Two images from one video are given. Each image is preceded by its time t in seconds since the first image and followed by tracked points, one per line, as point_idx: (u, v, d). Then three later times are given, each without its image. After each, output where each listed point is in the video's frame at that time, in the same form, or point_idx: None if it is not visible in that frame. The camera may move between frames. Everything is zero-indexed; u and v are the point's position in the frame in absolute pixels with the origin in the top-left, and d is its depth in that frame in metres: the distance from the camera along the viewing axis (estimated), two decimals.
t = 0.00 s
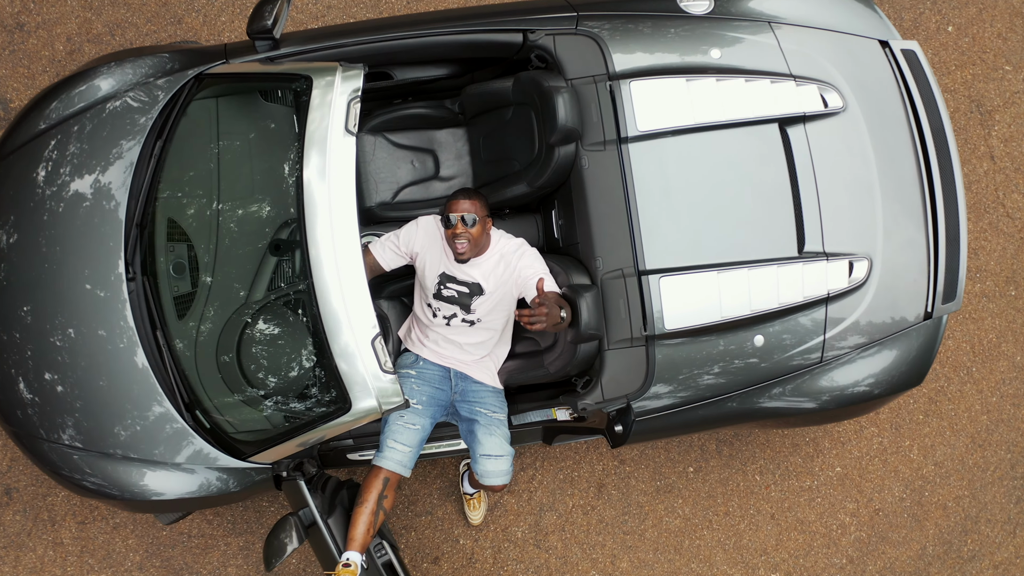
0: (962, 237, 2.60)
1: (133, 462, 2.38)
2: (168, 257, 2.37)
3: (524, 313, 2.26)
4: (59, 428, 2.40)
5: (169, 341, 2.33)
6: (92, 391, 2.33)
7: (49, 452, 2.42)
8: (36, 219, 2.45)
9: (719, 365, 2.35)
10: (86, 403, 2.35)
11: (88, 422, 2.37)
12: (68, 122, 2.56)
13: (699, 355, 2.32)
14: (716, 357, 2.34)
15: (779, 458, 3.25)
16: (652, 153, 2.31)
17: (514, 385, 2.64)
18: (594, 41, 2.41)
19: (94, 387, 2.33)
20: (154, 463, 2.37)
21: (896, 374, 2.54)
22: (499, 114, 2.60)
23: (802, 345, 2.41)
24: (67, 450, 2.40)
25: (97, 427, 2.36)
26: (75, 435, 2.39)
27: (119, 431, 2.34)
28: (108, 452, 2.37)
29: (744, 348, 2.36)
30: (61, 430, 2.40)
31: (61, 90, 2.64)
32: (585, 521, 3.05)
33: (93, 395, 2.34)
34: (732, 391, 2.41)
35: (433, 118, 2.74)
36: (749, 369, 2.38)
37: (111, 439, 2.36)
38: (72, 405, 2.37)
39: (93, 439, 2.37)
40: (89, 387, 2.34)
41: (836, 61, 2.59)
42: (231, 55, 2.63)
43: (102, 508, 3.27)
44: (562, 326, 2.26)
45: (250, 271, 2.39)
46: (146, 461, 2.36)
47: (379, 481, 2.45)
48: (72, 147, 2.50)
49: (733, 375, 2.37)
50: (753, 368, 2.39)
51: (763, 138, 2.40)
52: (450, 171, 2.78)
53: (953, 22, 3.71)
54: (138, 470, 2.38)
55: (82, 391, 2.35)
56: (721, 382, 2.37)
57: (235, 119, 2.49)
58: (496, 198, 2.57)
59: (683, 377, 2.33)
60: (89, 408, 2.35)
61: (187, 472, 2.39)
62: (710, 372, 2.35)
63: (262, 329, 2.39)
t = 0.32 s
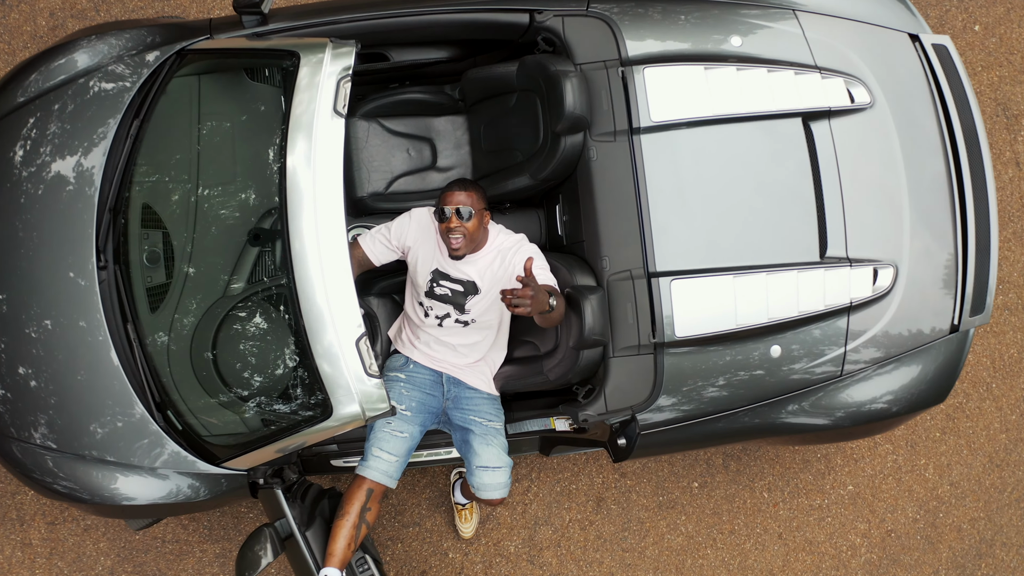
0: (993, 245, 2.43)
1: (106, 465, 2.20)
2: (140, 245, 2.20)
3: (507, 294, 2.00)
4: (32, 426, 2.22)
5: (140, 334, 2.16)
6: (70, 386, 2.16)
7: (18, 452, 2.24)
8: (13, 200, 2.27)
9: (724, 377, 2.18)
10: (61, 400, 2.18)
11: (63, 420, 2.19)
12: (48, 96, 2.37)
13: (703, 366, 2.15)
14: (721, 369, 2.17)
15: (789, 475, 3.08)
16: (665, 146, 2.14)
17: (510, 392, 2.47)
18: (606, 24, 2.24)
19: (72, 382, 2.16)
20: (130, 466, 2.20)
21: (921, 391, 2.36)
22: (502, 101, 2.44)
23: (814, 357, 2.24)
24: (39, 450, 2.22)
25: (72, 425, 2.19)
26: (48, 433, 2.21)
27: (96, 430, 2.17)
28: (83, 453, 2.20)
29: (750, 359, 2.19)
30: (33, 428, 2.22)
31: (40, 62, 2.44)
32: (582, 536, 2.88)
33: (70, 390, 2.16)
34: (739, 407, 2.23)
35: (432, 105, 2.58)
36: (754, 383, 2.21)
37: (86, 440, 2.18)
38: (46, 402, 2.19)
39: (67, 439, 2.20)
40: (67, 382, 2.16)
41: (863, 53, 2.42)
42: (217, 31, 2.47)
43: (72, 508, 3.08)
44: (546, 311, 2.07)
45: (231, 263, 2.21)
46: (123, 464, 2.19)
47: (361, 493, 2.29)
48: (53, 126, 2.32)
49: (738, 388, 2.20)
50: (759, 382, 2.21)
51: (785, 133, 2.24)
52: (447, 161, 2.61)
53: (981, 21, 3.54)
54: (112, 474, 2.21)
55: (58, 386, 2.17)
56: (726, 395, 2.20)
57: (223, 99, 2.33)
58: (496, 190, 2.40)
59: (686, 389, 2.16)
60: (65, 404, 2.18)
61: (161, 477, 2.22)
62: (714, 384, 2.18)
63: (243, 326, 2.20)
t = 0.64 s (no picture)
0: None
1: (73, 468, 2.04)
2: (112, 231, 2.04)
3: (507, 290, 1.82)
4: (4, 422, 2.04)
5: (109, 326, 2.00)
6: (45, 380, 1.99)
7: None
8: None
9: (729, 391, 2.02)
10: (35, 395, 2.00)
11: (37, 416, 2.02)
12: (27, 68, 2.20)
13: (710, 379, 2.00)
14: (728, 382, 2.01)
15: (799, 494, 2.91)
16: (681, 138, 2.00)
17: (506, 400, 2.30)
18: (620, 7, 2.09)
19: (50, 376, 1.98)
20: (106, 471, 2.04)
21: (948, 410, 2.18)
22: (506, 86, 2.29)
23: (830, 372, 2.08)
24: (9, 451, 2.05)
25: (46, 421, 2.01)
26: (19, 431, 2.04)
27: (68, 428, 2.01)
28: (56, 455, 2.03)
29: (756, 373, 2.02)
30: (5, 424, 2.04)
31: (18, 31, 2.27)
32: (578, 553, 2.72)
33: (44, 385, 1.99)
34: (747, 423, 2.07)
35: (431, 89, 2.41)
36: (760, 398, 2.04)
37: (59, 439, 2.02)
38: (19, 398, 2.02)
39: (40, 437, 2.03)
40: (43, 375, 1.99)
41: (894, 47, 2.26)
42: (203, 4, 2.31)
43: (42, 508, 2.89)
44: (550, 310, 1.90)
45: (208, 251, 2.02)
46: (98, 468, 2.03)
47: (344, 505, 2.11)
48: (33, 103, 2.15)
49: (744, 404, 2.04)
50: (765, 398, 2.05)
51: (811, 129, 2.08)
52: (446, 150, 2.45)
53: (1010, 21, 3.38)
54: (83, 478, 2.04)
55: (32, 380, 2.00)
56: (731, 411, 2.04)
57: (207, 77, 2.16)
58: (498, 182, 2.24)
59: (691, 403, 2.01)
60: (40, 400, 2.00)
61: (131, 483, 2.06)
62: (719, 398, 2.02)
63: (218, 322, 2.01)
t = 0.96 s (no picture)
0: None
1: (37, 468, 1.88)
2: (84, 213, 1.88)
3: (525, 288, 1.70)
4: None
5: (76, 317, 1.84)
6: (19, 371, 1.82)
7: None
8: None
9: (735, 407, 1.86)
10: (9, 388, 1.83)
11: (10, 410, 1.85)
12: (8, 36, 1.99)
13: (717, 394, 1.84)
14: (733, 398, 1.85)
15: (809, 515, 2.76)
16: (701, 131, 1.86)
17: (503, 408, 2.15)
18: None
19: (25, 368, 1.82)
20: (80, 476, 1.89)
21: (983, 435, 1.99)
22: (512, 70, 2.13)
23: (849, 391, 1.91)
24: None
25: (22, 414, 1.84)
26: None
27: (33, 425, 1.85)
28: (29, 454, 1.87)
29: (764, 388, 1.86)
30: None
31: None
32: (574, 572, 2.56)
33: (18, 376, 1.82)
34: (754, 444, 1.90)
35: (432, 71, 2.27)
36: (768, 417, 1.88)
37: (24, 438, 1.86)
38: None
39: (12, 434, 1.86)
40: (18, 366, 1.82)
41: (930, 41, 2.10)
42: None
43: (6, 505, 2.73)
44: (564, 313, 1.75)
45: (182, 239, 1.85)
46: (73, 472, 1.88)
47: (323, 518, 1.95)
48: (15, 76, 1.96)
49: (749, 422, 1.87)
50: (777, 417, 1.88)
51: (840, 125, 1.93)
52: (446, 137, 2.30)
53: None
54: (51, 480, 1.89)
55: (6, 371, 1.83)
56: (735, 429, 1.87)
57: (189, 50, 2.00)
58: (500, 173, 2.09)
59: (695, 419, 1.85)
60: (12, 392, 1.83)
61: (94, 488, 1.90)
62: (724, 414, 1.86)
63: (192, 316, 1.85)
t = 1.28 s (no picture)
0: None
1: None
2: (51, 193, 1.73)
3: (529, 282, 1.52)
4: None
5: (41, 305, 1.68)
6: None
7: None
8: None
9: (739, 424, 1.72)
10: None
11: None
12: None
13: (721, 410, 1.70)
14: (736, 414, 1.71)
15: (818, 537, 2.62)
16: (721, 124, 1.71)
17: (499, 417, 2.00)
18: None
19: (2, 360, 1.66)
20: (46, 477, 1.73)
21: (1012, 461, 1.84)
22: (519, 54, 1.99)
23: (869, 411, 1.76)
24: None
25: None
26: None
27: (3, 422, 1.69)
28: None
29: (771, 406, 1.72)
30: None
31: None
32: None
33: None
34: (759, 466, 1.76)
35: (434, 54, 2.14)
36: (777, 437, 1.73)
37: None
38: None
39: None
40: None
41: (970, 35, 1.95)
42: None
43: None
44: (570, 312, 1.60)
45: (157, 225, 1.70)
46: (42, 474, 1.73)
47: (299, 531, 1.72)
48: None
49: (753, 442, 1.73)
50: (794, 438, 1.74)
51: (873, 123, 1.79)
52: (444, 125, 2.16)
53: None
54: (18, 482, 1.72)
55: None
56: (737, 449, 1.73)
57: (172, 21, 1.84)
58: (501, 163, 1.95)
59: (697, 436, 1.71)
60: None
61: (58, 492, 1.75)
62: (727, 432, 1.72)
63: (165, 310, 1.69)
